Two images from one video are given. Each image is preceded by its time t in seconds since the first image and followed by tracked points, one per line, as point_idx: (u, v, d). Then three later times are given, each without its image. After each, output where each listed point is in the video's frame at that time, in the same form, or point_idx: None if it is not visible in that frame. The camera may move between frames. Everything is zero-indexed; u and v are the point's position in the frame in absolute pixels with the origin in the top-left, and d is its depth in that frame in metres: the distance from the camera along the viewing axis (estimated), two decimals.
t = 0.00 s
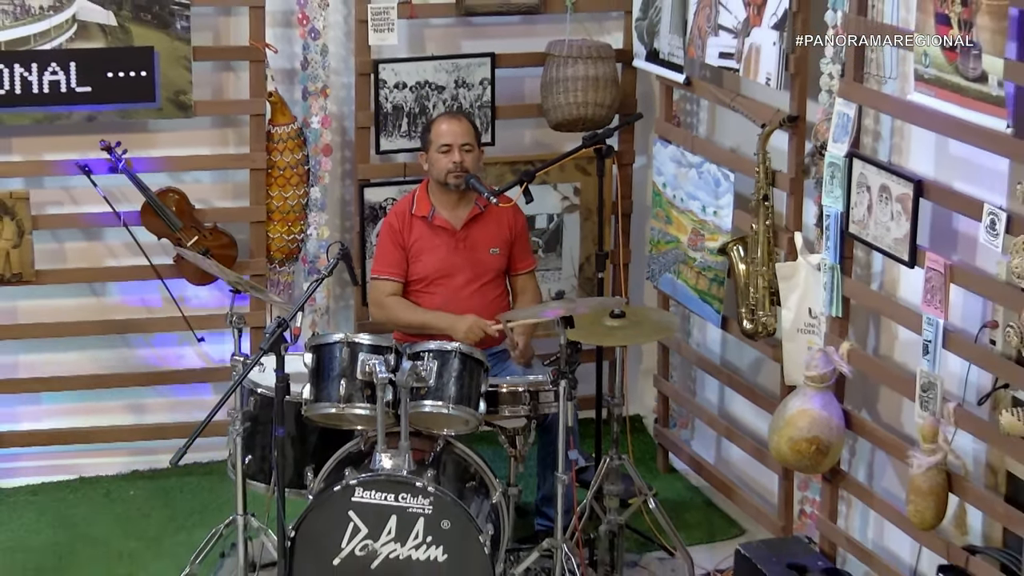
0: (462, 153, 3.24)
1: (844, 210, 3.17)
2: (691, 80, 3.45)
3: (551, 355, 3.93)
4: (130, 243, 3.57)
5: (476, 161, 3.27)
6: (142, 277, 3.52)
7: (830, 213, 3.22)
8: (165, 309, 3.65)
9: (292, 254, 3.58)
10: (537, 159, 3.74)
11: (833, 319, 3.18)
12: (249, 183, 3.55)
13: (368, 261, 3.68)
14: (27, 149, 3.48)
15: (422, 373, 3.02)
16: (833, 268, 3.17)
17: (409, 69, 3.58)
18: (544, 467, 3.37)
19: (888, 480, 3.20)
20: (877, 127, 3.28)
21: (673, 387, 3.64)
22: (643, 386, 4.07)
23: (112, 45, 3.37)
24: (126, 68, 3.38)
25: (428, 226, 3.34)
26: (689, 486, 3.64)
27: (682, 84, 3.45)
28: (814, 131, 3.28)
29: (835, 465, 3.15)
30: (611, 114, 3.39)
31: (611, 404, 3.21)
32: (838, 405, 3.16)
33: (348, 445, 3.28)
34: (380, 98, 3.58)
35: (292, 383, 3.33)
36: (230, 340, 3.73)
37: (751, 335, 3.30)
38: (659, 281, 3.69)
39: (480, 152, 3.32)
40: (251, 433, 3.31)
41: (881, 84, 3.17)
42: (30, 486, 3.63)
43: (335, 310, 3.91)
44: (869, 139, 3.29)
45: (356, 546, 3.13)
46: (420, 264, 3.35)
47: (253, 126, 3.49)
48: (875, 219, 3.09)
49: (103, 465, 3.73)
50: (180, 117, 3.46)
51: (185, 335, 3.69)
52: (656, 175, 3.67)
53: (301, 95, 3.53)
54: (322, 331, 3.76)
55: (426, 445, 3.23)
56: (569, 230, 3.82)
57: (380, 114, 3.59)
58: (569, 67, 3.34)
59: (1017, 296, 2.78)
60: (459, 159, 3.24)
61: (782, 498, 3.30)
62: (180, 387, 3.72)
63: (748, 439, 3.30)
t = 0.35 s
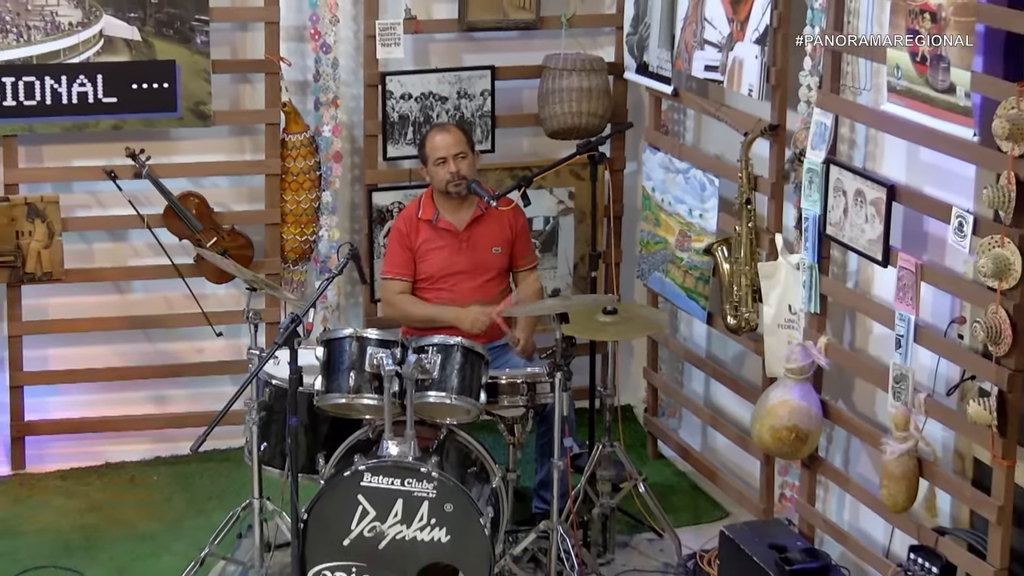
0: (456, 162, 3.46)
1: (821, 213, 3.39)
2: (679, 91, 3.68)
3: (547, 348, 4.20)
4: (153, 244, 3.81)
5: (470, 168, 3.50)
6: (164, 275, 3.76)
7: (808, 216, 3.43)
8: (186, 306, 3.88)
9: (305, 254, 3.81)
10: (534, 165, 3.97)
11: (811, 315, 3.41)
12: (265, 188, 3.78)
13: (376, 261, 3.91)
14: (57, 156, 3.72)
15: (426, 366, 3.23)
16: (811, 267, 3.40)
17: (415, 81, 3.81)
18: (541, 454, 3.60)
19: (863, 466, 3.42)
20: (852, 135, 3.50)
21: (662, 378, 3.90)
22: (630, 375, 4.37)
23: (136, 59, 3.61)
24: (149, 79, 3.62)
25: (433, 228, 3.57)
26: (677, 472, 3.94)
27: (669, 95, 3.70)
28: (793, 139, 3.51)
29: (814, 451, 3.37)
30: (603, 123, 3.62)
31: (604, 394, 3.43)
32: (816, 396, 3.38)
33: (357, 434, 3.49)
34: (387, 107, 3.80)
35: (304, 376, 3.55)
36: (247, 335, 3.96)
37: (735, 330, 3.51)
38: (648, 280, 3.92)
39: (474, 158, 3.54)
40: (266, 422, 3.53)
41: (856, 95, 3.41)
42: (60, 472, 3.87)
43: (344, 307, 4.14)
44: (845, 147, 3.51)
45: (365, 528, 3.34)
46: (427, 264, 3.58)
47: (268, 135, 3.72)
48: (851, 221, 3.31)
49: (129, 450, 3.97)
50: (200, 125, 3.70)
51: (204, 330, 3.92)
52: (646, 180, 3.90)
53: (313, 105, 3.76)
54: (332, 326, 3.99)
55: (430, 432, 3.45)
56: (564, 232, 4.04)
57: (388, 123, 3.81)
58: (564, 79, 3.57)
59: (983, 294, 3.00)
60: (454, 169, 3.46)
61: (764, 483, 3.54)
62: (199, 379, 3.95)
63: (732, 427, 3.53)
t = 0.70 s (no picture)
0: (467, 163, 3.67)
1: (802, 216, 3.60)
2: (668, 100, 3.90)
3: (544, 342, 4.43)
4: (173, 244, 4.03)
5: (479, 171, 3.69)
6: (183, 274, 3.99)
7: (790, 218, 3.64)
8: (204, 303, 4.11)
9: (316, 254, 4.03)
10: (532, 170, 4.19)
11: (792, 311, 3.62)
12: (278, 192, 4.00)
13: (383, 260, 4.13)
14: (83, 161, 3.95)
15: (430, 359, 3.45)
16: (792, 267, 3.61)
17: (420, 90, 4.02)
18: (538, 442, 3.83)
19: (841, 453, 3.64)
20: (832, 142, 3.71)
21: (652, 370, 4.14)
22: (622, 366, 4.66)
23: (157, 70, 3.85)
24: (170, 90, 3.85)
25: (438, 228, 3.78)
26: (666, 459, 4.20)
27: (659, 104, 3.92)
28: (776, 146, 3.72)
29: (795, 440, 3.59)
30: (597, 131, 3.84)
31: (598, 386, 3.65)
32: (797, 388, 3.59)
33: (365, 423, 3.71)
34: (394, 116, 4.02)
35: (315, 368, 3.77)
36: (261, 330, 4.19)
37: (720, 326, 3.73)
38: (639, 279, 4.15)
39: (481, 162, 3.75)
40: (279, 412, 3.75)
41: (836, 104, 3.61)
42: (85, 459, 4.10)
43: (353, 304, 4.36)
44: (825, 153, 3.73)
45: (372, 512, 3.56)
46: (431, 262, 3.78)
47: (281, 142, 3.94)
48: (830, 223, 3.52)
49: (150, 440, 4.20)
50: (217, 133, 3.93)
51: (221, 325, 4.14)
52: (637, 185, 4.13)
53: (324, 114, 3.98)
54: (341, 322, 4.21)
55: (433, 422, 3.67)
56: (560, 233, 4.26)
57: (394, 131, 4.03)
58: (559, 89, 3.79)
59: (954, 291, 3.21)
60: (465, 169, 3.67)
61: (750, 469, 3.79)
62: (216, 372, 4.18)
63: (717, 417, 3.77)
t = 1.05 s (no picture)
0: (470, 169, 3.90)
1: (790, 219, 3.83)
2: (664, 109, 4.15)
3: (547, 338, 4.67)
4: (199, 245, 4.29)
5: (483, 176, 3.93)
6: (209, 273, 4.24)
7: (779, 221, 3.88)
8: (227, 300, 4.36)
9: (333, 254, 4.28)
10: (536, 176, 4.44)
11: (781, 309, 3.84)
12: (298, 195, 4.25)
13: (396, 260, 4.37)
14: (115, 166, 4.21)
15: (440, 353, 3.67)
16: (781, 267, 3.83)
17: (431, 100, 4.25)
18: (542, 431, 4.11)
19: (826, 442, 3.88)
20: (818, 149, 3.94)
21: (647, 363, 4.45)
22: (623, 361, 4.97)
23: (185, 81, 4.11)
24: (196, 99, 4.11)
25: (448, 230, 4.01)
26: (662, 446, 4.52)
27: (655, 113, 4.15)
28: (766, 153, 3.95)
29: (783, 430, 3.82)
30: (596, 138, 4.07)
31: (597, 378, 3.92)
32: (786, 380, 3.82)
33: (379, 413, 3.94)
34: (406, 124, 4.25)
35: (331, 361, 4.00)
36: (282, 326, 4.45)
37: (713, 322, 3.97)
38: (636, 277, 4.43)
39: (487, 167, 3.98)
40: (298, 403, 3.98)
41: (822, 113, 3.82)
42: (115, 446, 4.36)
43: (367, 301, 4.60)
44: (812, 159, 3.95)
45: (385, 496, 3.78)
46: (441, 262, 4.02)
47: (301, 148, 4.19)
48: (817, 225, 3.75)
49: (178, 427, 4.49)
50: (240, 139, 4.19)
51: (244, 321, 4.40)
52: (636, 189, 4.39)
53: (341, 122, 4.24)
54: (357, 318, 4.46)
55: (443, 412, 3.90)
56: (563, 235, 4.50)
57: (406, 138, 4.27)
58: (562, 99, 4.03)
59: (932, 289, 3.41)
60: (469, 175, 3.90)
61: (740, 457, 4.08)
62: (239, 364, 4.44)
63: (709, 408, 4.05)
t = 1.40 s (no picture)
0: (490, 175, 4.15)
1: (792, 222, 4.07)
2: (672, 118, 4.41)
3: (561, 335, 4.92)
4: (235, 245, 4.57)
5: (502, 182, 4.17)
6: (244, 272, 4.52)
7: (781, 224, 4.11)
8: (261, 296, 4.65)
9: (360, 254, 4.54)
10: (552, 181, 4.72)
11: (782, 307, 4.08)
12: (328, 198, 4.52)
13: (420, 260, 4.63)
14: (156, 171, 4.50)
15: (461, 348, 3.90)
16: (783, 267, 4.07)
17: (453, 109, 4.52)
18: (557, 421, 4.40)
19: (824, 433, 4.13)
20: (818, 156, 4.17)
21: (656, 357, 4.79)
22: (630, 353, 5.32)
23: (222, 91, 4.40)
24: (233, 107, 4.40)
25: (469, 231, 4.26)
26: (669, 437, 4.85)
27: (664, 122, 4.42)
28: (769, 159, 4.18)
29: (783, 421, 4.07)
30: (609, 145, 4.32)
31: (608, 371, 4.20)
32: (787, 374, 4.06)
33: (403, 403, 4.18)
34: (430, 131, 4.52)
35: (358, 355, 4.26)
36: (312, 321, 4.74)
37: (718, 319, 4.24)
38: (647, 278, 4.72)
39: (506, 173, 4.22)
40: (328, 393, 4.23)
41: (821, 122, 4.05)
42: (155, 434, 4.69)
43: (392, 299, 4.85)
44: (812, 165, 4.19)
45: (409, 482, 3.99)
46: (464, 261, 4.27)
47: (331, 155, 4.47)
48: (817, 228, 3.98)
49: (213, 416, 4.82)
50: (273, 146, 4.47)
51: (277, 316, 4.68)
52: (646, 194, 4.69)
53: (368, 130, 4.52)
54: (382, 314, 4.73)
55: (464, 402, 4.15)
56: (577, 237, 4.74)
57: (430, 145, 4.53)
58: (576, 108, 4.28)
59: (926, 288, 3.63)
60: (488, 180, 4.15)
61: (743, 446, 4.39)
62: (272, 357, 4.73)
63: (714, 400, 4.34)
